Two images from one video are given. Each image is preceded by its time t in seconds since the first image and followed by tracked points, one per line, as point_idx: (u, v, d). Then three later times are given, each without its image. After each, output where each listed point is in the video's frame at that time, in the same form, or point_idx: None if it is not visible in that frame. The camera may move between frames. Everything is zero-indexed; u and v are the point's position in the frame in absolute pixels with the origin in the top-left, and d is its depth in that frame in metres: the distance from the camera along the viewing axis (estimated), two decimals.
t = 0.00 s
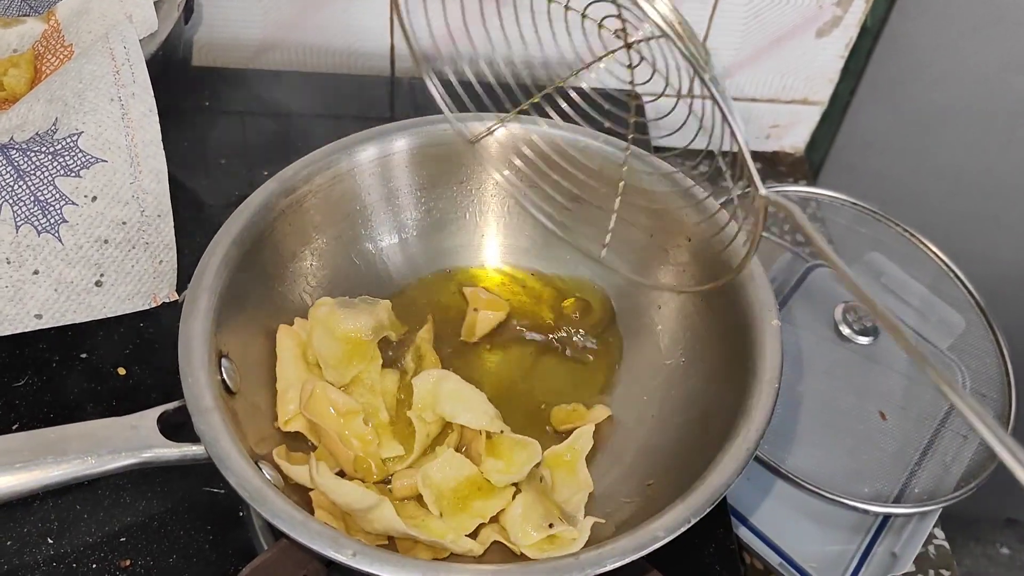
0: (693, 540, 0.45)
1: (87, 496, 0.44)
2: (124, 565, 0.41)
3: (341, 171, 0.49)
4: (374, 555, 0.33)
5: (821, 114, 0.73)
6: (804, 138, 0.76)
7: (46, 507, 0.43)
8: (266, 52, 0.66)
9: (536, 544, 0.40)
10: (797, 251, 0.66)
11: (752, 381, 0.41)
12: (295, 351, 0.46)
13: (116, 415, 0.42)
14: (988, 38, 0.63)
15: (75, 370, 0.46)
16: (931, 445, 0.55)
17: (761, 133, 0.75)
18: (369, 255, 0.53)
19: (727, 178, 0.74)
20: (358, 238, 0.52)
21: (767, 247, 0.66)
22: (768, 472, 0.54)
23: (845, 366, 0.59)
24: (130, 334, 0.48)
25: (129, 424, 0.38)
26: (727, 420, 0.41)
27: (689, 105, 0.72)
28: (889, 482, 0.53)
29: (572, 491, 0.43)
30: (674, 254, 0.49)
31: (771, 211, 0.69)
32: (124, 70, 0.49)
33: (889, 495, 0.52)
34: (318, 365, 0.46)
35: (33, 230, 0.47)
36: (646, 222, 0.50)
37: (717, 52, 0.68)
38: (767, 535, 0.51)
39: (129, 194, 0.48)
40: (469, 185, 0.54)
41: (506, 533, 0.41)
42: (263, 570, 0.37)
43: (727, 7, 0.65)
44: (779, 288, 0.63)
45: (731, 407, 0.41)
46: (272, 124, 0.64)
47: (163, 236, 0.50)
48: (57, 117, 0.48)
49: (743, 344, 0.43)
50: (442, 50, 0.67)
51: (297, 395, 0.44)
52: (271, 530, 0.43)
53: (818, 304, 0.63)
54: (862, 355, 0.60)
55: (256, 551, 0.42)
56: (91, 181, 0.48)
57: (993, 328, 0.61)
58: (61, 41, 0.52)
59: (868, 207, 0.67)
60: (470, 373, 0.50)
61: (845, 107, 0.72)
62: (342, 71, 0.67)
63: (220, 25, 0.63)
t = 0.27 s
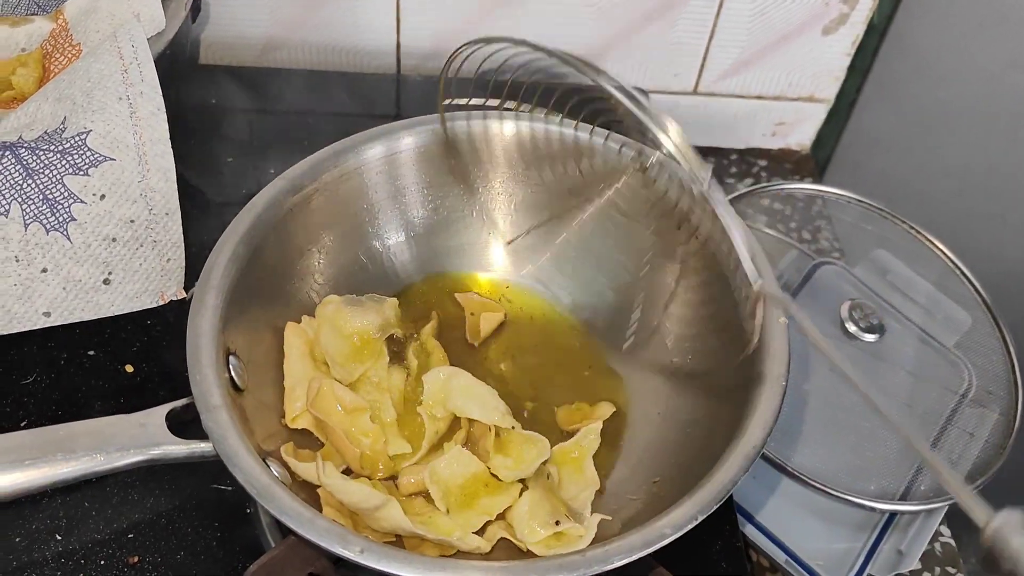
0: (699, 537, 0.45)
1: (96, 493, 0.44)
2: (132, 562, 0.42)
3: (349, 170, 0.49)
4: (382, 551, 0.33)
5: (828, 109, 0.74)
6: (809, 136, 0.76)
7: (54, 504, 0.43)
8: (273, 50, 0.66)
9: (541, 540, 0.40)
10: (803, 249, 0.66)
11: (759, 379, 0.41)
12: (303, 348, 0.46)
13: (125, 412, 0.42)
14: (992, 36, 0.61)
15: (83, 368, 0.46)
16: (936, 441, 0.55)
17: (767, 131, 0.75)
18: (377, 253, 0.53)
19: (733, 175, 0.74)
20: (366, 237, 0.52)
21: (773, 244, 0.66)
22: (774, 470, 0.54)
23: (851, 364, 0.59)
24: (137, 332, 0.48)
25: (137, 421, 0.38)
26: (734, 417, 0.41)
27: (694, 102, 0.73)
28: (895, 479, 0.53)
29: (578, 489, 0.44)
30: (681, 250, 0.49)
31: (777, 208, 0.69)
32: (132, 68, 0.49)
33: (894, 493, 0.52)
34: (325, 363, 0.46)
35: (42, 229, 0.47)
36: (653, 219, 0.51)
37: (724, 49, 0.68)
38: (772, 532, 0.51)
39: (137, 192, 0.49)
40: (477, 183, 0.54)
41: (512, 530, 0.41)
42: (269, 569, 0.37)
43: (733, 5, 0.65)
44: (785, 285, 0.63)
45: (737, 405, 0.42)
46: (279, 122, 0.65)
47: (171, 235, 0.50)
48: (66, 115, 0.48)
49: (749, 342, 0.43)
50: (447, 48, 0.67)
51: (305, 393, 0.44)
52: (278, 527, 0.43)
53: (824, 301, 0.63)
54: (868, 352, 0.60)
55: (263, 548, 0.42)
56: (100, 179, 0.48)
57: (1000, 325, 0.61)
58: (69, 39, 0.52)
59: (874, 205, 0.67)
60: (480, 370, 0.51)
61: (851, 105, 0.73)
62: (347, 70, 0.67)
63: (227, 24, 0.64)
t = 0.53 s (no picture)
0: (716, 542, 0.45)
1: (112, 498, 0.44)
2: (148, 566, 0.42)
3: (365, 174, 0.49)
4: (404, 560, 0.33)
5: (842, 110, 0.74)
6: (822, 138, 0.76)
7: (71, 508, 0.43)
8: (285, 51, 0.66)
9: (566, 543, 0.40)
10: (816, 252, 0.66)
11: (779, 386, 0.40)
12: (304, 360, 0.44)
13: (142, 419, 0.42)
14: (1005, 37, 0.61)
15: (99, 372, 0.46)
16: (951, 447, 0.55)
17: (780, 132, 0.75)
18: (393, 258, 0.52)
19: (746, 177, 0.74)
20: (382, 242, 0.52)
21: (787, 246, 0.66)
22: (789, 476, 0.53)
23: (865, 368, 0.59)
24: (153, 335, 0.48)
25: (156, 428, 0.38)
26: (754, 424, 0.41)
27: (707, 104, 0.72)
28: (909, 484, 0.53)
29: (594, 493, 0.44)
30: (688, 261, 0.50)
31: (790, 211, 0.69)
32: (148, 72, 0.49)
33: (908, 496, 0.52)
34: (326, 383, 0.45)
35: (60, 233, 0.47)
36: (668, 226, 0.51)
37: (737, 51, 0.68)
38: (788, 538, 0.51)
39: (154, 196, 0.48)
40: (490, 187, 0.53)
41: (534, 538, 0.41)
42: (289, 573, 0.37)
43: (746, 7, 0.64)
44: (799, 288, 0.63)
45: (756, 410, 0.41)
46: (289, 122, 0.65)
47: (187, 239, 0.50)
48: (83, 119, 0.48)
49: (767, 347, 0.43)
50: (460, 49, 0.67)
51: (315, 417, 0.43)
52: (294, 532, 0.43)
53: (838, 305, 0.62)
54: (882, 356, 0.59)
55: (280, 553, 0.42)
56: (117, 183, 0.48)
57: (1015, 329, 0.60)
58: (86, 43, 0.52)
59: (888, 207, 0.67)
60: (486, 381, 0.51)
61: (863, 105, 0.73)
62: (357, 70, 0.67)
63: (240, 24, 0.63)
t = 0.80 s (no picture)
0: (717, 539, 0.45)
1: (112, 490, 0.44)
2: (147, 559, 0.42)
3: (366, 165, 0.49)
4: (402, 553, 0.33)
5: (848, 104, 0.72)
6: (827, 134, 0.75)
7: (71, 500, 0.43)
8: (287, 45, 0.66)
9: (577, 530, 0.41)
10: (820, 247, 0.65)
11: (781, 381, 0.40)
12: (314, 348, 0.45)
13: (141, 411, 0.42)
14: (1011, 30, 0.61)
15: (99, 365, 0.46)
16: (955, 444, 0.54)
17: (784, 127, 0.74)
18: (394, 251, 0.52)
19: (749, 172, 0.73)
20: (383, 235, 0.52)
21: (790, 241, 0.65)
22: (792, 472, 0.53)
23: (869, 363, 0.58)
24: (153, 328, 0.48)
25: (154, 420, 0.38)
26: (756, 419, 0.41)
27: (710, 98, 0.72)
28: (912, 481, 0.52)
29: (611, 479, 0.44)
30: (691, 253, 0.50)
31: (794, 206, 0.69)
32: (149, 64, 0.48)
33: (912, 494, 0.52)
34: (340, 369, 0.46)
35: (59, 226, 0.47)
36: (670, 219, 0.50)
37: (740, 45, 0.68)
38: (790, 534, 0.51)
39: (154, 188, 0.48)
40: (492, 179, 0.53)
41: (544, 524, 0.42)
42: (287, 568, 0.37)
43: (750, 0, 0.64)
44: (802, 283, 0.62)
45: (759, 404, 0.41)
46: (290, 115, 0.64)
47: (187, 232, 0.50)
48: (83, 111, 0.48)
49: (770, 341, 0.43)
50: (461, 44, 0.66)
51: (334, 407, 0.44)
52: (293, 526, 0.43)
53: (841, 300, 0.62)
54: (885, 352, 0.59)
55: (279, 547, 0.42)
56: (117, 175, 0.48)
57: (1020, 326, 0.60)
58: (85, 35, 0.52)
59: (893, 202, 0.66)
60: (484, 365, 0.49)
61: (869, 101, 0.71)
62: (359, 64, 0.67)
63: (242, 17, 0.63)
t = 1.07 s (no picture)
0: (719, 536, 0.45)
1: (113, 484, 0.44)
2: (148, 553, 0.42)
3: (368, 162, 0.49)
4: (403, 547, 0.33)
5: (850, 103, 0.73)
6: (831, 131, 0.76)
7: (72, 494, 0.44)
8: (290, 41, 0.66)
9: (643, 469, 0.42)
10: (824, 244, 0.65)
11: (785, 378, 0.40)
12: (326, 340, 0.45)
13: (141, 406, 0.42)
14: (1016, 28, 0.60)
15: (100, 359, 0.46)
16: (960, 439, 0.54)
17: (788, 125, 0.75)
18: (395, 246, 0.52)
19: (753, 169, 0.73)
20: (384, 231, 0.52)
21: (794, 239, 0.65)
22: (794, 470, 0.53)
23: (872, 362, 0.58)
24: (155, 323, 0.48)
25: (156, 414, 0.38)
26: (759, 416, 0.41)
27: (714, 95, 0.72)
28: (916, 479, 0.52)
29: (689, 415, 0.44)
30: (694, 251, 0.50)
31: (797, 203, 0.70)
32: (151, 58, 0.49)
33: (917, 492, 0.51)
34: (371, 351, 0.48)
35: (61, 219, 0.47)
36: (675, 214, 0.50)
37: (745, 41, 0.67)
38: (792, 532, 0.51)
39: (156, 182, 0.48)
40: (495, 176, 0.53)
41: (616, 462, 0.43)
42: (288, 563, 0.37)
43: None
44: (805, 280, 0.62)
45: (762, 400, 0.41)
46: (293, 112, 0.64)
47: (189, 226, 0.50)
48: (85, 105, 0.48)
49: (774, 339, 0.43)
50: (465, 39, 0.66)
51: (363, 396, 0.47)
52: (294, 521, 0.43)
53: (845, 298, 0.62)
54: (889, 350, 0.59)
55: (280, 542, 0.42)
56: (118, 169, 0.48)
57: None
58: (89, 29, 0.52)
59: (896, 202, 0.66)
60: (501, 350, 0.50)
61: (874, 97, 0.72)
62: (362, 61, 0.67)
63: (245, 13, 0.63)
